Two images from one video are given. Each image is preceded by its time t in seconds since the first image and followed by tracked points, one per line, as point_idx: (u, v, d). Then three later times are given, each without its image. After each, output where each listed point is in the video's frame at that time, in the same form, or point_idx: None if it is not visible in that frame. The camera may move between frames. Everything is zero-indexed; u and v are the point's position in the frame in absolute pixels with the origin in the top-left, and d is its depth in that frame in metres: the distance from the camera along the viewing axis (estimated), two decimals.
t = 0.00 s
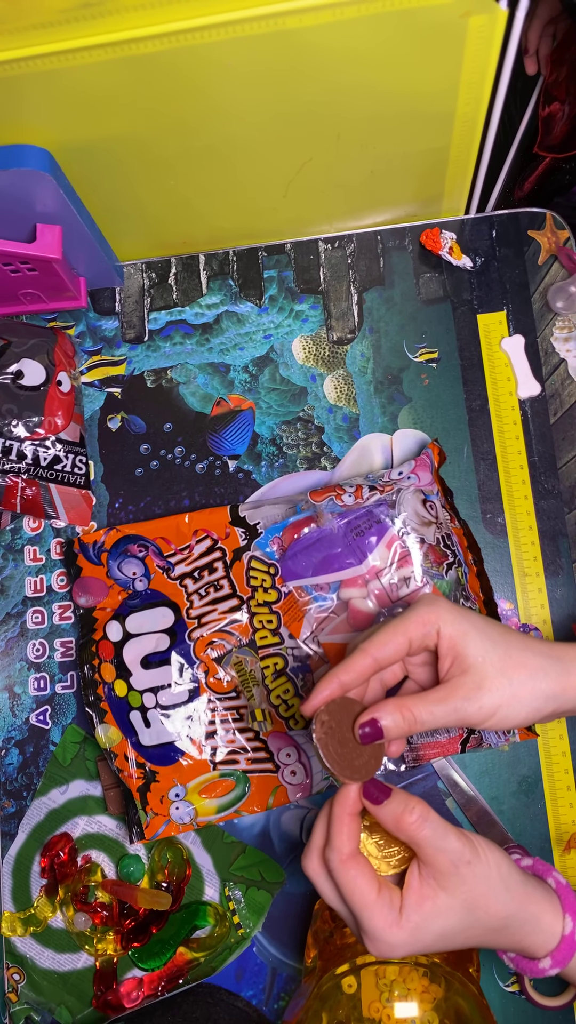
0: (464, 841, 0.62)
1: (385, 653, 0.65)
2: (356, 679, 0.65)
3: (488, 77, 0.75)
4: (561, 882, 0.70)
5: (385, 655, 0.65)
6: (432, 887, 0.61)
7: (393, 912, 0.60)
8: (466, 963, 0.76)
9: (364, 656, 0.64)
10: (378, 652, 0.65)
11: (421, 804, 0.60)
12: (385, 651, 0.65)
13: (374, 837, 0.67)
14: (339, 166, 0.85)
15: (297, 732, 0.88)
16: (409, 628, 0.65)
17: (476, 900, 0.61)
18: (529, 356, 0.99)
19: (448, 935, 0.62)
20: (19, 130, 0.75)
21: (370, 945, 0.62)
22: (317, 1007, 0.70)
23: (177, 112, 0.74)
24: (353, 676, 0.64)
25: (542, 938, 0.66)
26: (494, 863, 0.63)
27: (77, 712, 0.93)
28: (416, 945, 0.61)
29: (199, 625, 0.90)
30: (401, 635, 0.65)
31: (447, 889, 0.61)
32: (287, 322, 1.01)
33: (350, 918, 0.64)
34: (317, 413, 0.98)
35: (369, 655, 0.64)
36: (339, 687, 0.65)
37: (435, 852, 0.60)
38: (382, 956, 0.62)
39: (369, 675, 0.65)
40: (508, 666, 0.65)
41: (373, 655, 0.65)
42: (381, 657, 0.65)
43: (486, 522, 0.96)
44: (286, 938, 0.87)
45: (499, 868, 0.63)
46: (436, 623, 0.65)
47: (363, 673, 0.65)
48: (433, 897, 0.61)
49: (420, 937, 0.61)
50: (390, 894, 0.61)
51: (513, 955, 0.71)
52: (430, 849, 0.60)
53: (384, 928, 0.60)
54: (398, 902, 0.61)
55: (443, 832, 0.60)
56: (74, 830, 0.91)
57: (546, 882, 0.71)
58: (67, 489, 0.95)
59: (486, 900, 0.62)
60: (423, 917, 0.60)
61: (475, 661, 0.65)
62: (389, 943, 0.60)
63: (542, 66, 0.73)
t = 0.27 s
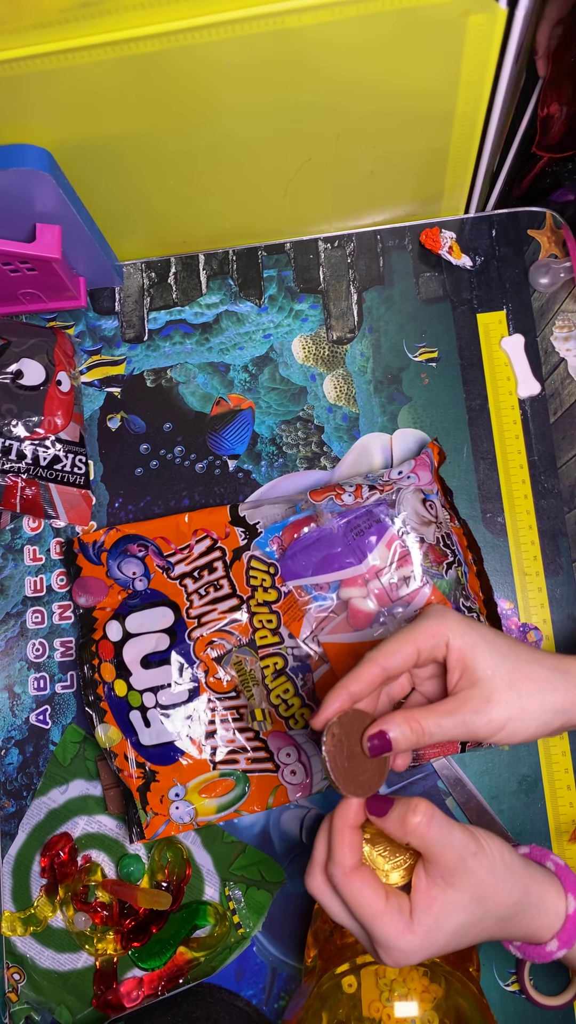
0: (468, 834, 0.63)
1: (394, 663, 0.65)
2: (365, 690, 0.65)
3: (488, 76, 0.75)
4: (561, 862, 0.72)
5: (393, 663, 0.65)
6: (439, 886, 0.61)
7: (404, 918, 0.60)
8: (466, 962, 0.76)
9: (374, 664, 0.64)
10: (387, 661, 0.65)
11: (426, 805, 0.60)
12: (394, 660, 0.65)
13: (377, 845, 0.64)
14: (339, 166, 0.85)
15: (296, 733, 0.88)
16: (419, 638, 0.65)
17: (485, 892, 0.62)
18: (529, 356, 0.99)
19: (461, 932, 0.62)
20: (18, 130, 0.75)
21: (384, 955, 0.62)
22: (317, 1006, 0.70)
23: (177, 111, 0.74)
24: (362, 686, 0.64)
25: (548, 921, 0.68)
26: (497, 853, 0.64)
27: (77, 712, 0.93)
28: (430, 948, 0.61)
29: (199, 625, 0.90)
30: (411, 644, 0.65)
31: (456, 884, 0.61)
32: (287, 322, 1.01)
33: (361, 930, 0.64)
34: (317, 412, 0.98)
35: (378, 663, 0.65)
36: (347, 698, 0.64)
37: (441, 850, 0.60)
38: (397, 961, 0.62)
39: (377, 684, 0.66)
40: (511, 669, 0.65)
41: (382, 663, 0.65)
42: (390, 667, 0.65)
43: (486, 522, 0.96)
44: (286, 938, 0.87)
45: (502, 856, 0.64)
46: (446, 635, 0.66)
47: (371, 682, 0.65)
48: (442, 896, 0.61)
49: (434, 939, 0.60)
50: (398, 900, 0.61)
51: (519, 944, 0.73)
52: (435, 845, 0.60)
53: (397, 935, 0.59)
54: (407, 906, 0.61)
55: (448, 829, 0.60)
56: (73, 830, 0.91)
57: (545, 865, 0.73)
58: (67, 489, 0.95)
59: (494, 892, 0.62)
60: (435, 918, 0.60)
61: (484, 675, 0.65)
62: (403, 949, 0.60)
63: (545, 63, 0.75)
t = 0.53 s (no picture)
0: (469, 831, 0.63)
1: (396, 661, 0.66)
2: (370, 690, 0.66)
3: (488, 76, 0.75)
4: (563, 860, 0.73)
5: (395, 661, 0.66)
6: (442, 883, 0.61)
7: (407, 916, 0.59)
8: (466, 962, 0.76)
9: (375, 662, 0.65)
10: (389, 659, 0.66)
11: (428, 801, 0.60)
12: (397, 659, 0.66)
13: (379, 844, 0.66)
14: (339, 166, 0.85)
15: (296, 733, 0.88)
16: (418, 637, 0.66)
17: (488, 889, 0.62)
18: (529, 356, 0.99)
19: (464, 930, 0.62)
20: (18, 130, 0.75)
21: (389, 955, 0.61)
22: (317, 1007, 0.70)
23: (177, 111, 0.74)
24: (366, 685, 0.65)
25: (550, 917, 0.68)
26: (499, 850, 0.64)
27: (77, 712, 0.93)
28: (435, 946, 0.60)
29: (199, 625, 0.90)
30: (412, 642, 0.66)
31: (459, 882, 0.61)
32: (287, 322, 1.00)
33: (365, 930, 0.63)
34: (317, 412, 0.98)
35: (380, 661, 0.65)
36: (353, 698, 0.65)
37: (443, 846, 0.61)
38: (402, 961, 0.61)
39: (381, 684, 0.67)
40: (511, 670, 0.66)
41: (384, 663, 0.66)
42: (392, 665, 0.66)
43: (486, 522, 0.96)
44: (286, 938, 0.87)
45: (504, 853, 0.64)
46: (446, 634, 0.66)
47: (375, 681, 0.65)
48: (445, 892, 0.61)
49: (438, 937, 0.60)
50: (401, 897, 0.60)
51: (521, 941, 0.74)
52: (438, 842, 0.60)
53: (401, 932, 0.58)
54: (411, 904, 0.60)
55: (450, 826, 0.61)
56: (73, 830, 0.91)
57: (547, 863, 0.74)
58: (67, 489, 0.95)
59: (496, 888, 0.62)
60: (437, 915, 0.60)
61: (487, 672, 0.65)
62: (407, 947, 0.59)
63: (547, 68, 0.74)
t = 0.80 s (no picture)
0: (468, 841, 0.62)
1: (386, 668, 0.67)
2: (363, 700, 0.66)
3: (488, 77, 0.75)
4: (563, 870, 0.73)
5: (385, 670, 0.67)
6: (440, 894, 0.60)
7: (402, 924, 0.59)
8: (466, 963, 0.76)
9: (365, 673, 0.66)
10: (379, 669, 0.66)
11: (428, 808, 0.59)
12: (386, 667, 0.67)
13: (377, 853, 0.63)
14: (340, 166, 0.85)
15: (296, 733, 0.88)
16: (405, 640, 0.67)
17: (485, 899, 0.61)
18: (529, 356, 0.99)
19: (459, 939, 0.61)
20: (19, 130, 0.75)
21: (383, 964, 0.60)
22: (317, 1007, 0.70)
23: (178, 111, 0.74)
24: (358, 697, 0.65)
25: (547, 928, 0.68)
26: (499, 860, 0.63)
27: (77, 712, 0.93)
28: (430, 956, 0.60)
29: (199, 625, 0.90)
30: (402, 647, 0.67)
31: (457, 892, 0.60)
32: (287, 322, 1.01)
33: (359, 937, 0.62)
34: (317, 413, 0.98)
35: (371, 670, 0.66)
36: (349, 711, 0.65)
37: (444, 856, 0.59)
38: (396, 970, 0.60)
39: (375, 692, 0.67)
40: (510, 671, 0.66)
41: (375, 671, 0.66)
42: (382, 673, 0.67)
43: (486, 522, 0.96)
44: (286, 938, 0.87)
45: (504, 857, 0.63)
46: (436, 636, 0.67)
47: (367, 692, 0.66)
48: (442, 903, 0.59)
49: (432, 946, 0.59)
50: (397, 906, 0.59)
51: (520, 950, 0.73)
52: (439, 852, 0.59)
53: (397, 941, 0.58)
54: (406, 913, 0.59)
55: (450, 835, 0.60)
56: (73, 830, 0.91)
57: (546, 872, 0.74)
58: (66, 489, 0.95)
59: (493, 898, 0.61)
60: (434, 925, 0.59)
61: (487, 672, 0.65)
62: (401, 956, 0.59)
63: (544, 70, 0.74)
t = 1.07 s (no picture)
0: (474, 875, 0.60)
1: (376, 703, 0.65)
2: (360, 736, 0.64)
3: (487, 76, 0.75)
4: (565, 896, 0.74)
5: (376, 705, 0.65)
6: (440, 930, 0.59)
7: (400, 960, 0.59)
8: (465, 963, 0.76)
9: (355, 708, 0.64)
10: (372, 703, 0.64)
11: (432, 844, 0.57)
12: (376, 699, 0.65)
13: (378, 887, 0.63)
14: (339, 166, 0.86)
15: (296, 733, 0.88)
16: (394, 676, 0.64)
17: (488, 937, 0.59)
18: (528, 356, 0.99)
19: (460, 974, 0.60)
20: (19, 130, 0.75)
21: (378, 995, 0.60)
22: (317, 1006, 0.70)
23: (176, 111, 0.74)
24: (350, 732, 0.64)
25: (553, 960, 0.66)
26: (505, 897, 0.61)
27: (77, 712, 0.93)
28: (427, 990, 0.59)
29: (199, 625, 0.90)
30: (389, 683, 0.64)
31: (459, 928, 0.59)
32: (286, 322, 1.01)
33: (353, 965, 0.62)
34: (317, 412, 0.98)
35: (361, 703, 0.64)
36: (341, 748, 0.63)
37: (447, 891, 0.57)
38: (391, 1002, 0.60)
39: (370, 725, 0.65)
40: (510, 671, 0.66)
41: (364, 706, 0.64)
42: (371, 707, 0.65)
43: (485, 522, 0.96)
44: (286, 938, 0.87)
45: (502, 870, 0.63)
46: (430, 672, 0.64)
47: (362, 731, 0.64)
48: (442, 940, 0.59)
49: (429, 983, 0.59)
50: (396, 941, 0.59)
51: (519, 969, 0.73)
52: (441, 888, 0.57)
53: (393, 978, 0.58)
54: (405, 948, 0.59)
55: (455, 869, 0.58)
56: (73, 830, 0.91)
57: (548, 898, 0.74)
58: (66, 489, 0.95)
59: (498, 938, 0.60)
60: (432, 962, 0.58)
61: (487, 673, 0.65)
62: (397, 992, 0.59)
63: (534, 76, 0.75)
